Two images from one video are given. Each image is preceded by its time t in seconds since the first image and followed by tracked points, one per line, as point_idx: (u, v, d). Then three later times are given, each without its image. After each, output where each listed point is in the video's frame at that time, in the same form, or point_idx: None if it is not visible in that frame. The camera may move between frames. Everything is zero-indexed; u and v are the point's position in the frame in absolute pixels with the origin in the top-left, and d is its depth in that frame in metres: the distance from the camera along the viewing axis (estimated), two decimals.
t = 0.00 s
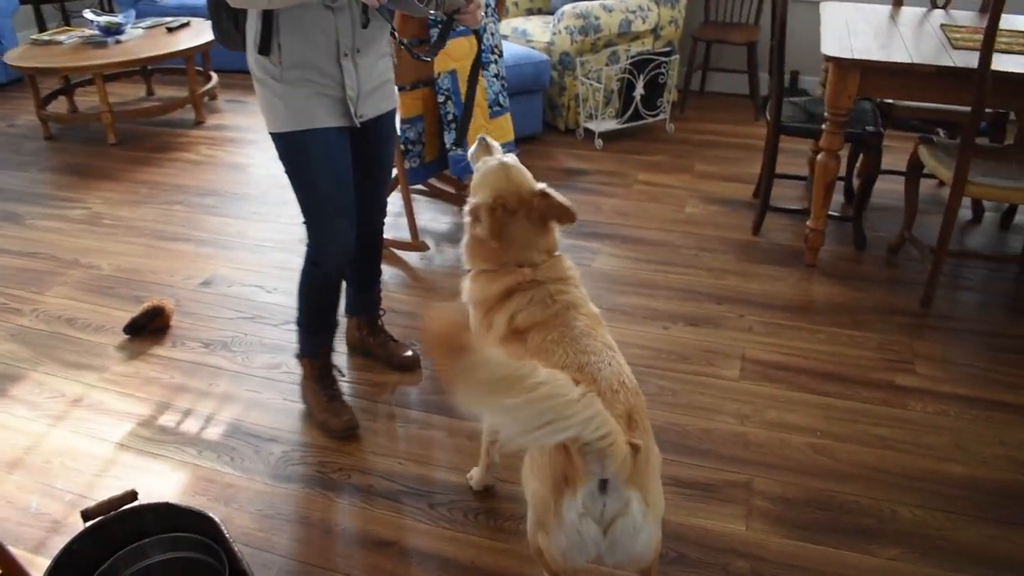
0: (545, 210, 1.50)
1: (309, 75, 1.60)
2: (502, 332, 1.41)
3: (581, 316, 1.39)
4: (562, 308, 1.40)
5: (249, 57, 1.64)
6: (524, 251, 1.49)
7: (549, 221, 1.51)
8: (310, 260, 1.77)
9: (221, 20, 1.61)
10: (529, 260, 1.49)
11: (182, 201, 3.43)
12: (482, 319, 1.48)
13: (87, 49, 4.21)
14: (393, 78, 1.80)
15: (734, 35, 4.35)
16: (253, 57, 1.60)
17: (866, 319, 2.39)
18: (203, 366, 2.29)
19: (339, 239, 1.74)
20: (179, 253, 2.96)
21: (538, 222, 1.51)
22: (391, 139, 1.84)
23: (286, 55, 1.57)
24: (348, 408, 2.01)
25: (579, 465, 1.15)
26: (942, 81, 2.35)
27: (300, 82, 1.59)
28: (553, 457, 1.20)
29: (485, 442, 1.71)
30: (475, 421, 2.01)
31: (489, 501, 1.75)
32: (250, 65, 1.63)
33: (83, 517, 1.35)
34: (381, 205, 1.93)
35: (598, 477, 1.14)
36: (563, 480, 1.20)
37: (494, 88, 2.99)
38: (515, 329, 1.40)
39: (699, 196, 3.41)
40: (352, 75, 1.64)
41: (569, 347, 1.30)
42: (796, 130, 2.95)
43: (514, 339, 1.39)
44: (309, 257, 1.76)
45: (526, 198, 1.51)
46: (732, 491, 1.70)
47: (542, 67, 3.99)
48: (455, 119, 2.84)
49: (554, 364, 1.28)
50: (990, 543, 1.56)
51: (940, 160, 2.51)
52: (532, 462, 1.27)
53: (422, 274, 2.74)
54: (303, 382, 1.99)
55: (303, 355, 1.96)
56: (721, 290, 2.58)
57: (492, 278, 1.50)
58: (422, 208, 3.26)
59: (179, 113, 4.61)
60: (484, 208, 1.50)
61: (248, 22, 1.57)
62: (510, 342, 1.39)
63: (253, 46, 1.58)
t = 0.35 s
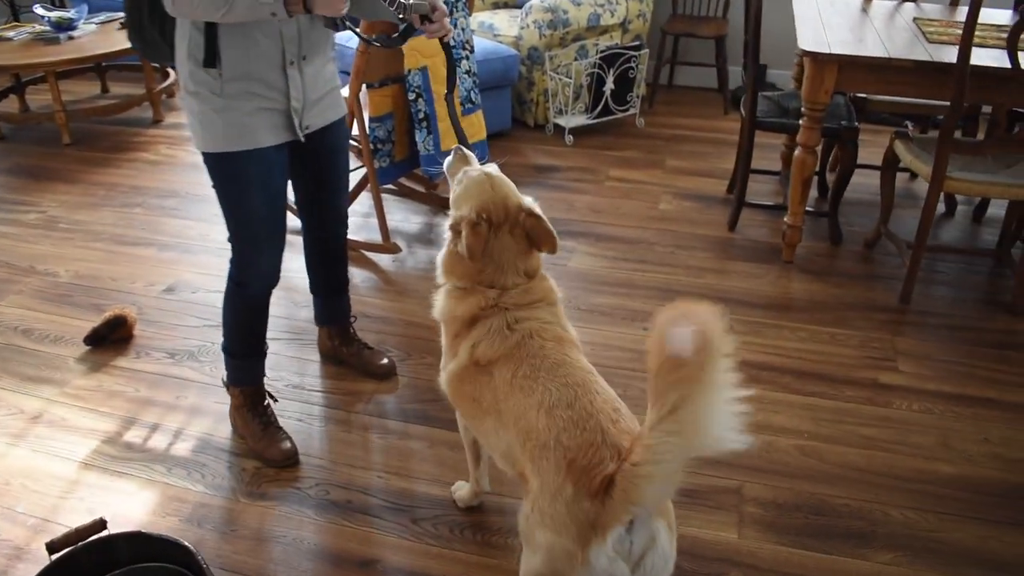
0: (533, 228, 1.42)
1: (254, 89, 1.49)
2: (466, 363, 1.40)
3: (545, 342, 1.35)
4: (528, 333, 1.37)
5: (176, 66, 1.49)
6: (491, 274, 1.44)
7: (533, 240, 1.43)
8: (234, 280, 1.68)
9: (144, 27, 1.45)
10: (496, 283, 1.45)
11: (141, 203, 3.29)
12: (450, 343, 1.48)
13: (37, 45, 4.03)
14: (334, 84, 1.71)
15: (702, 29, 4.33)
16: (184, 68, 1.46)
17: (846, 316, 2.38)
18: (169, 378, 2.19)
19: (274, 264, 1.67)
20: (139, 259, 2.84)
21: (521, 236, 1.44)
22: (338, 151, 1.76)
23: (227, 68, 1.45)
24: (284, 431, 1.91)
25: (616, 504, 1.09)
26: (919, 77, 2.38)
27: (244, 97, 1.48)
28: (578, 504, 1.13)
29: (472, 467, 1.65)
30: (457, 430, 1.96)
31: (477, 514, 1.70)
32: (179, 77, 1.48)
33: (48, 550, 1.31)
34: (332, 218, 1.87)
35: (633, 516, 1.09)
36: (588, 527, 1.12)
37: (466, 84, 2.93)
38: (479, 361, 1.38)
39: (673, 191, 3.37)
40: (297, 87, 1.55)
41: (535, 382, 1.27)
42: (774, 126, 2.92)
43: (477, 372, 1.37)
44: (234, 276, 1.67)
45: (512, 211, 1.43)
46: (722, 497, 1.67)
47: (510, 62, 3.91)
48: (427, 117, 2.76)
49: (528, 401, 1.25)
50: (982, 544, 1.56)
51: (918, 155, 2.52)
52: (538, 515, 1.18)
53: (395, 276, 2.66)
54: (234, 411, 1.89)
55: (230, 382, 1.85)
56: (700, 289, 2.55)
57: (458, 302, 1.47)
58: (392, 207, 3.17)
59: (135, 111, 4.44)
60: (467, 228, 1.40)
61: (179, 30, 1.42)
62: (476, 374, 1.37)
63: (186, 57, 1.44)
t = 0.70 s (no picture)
0: (559, 211, 1.59)
1: (200, 99, 1.41)
2: (509, 347, 1.40)
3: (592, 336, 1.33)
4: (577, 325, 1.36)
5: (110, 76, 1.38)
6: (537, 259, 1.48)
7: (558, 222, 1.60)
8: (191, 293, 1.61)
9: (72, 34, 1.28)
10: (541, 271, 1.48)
11: (129, 198, 3.23)
12: (490, 333, 1.47)
13: (18, 37, 3.94)
14: (283, 89, 1.64)
15: (694, 18, 4.30)
16: (122, 79, 1.36)
17: (847, 307, 2.37)
18: (161, 377, 2.15)
19: (229, 274, 1.60)
20: (128, 255, 2.78)
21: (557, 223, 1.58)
22: (299, 159, 1.69)
23: (174, 78, 1.37)
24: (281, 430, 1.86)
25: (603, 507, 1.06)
26: (918, 65, 2.37)
27: (190, 108, 1.40)
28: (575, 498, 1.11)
29: (478, 457, 1.61)
30: (457, 426, 1.93)
31: (481, 513, 1.67)
32: (116, 87, 1.38)
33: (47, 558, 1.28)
34: (302, 229, 1.79)
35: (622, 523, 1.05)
36: (583, 522, 1.11)
37: (460, 74, 2.89)
38: (525, 347, 1.37)
39: (668, 182, 3.34)
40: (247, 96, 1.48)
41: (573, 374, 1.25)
42: (771, 116, 2.89)
43: (524, 357, 1.37)
44: (191, 289, 1.60)
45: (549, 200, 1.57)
46: (729, 492, 1.66)
47: (501, 53, 3.85)
48: (421, 108, 2.72)
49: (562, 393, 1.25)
50: (989, 537, 1.55)
51: (917, 144, 2.52)
52: (546, 502, 1.18)
53: (389, 270, 2.62)
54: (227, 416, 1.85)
55: (218, 390, 1.79)
56: (699, 280, 2.53)
57: (505, 289, 1.48)
58: (384, 200, 3.12)
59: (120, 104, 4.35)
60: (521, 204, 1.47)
61: (117, 39, 1.32)
62: (519, 360, 1.37)
63: (125, 67, 1.34)
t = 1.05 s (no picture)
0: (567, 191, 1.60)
1: (210, 93, 1.40)
2: (548, 334, 1.40)
3: (635, 330, 1.36)
4: (618, 317, 1.37)
5: (116, 71, 1.36)
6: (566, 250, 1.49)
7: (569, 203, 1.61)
8: (202, 285, 1.61)
9: (73, 32, 1.25)
10: (574, 260, 1.49)
11: (139, 187, 3.23)
12: (523, 323, 1.46)
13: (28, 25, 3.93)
14: (286, 80, 1.62)
15: (706, 11, 4.26)
16: (132, 75, 1.34)
17: (860, 304, 2.36)
18: (172, 366, 2.15)
19: (239, 266, 1.60)
20: (138, 244, 2.78)
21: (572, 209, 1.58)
22: (305, 150, 1.66)
23: (186, 73, 1.36)
24: (292, 421, 1.86)
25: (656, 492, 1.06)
26: (933, 60, 2.34)
27: (200, 103, 1.39)
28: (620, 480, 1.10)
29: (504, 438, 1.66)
30: (468, 419, 1.92)
31: (490, 505, 1.67)
32: (124, 83, 1.36)
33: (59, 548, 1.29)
34: (306, 224, 1.74)
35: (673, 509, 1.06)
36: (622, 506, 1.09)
37: (473, 65, 2.87)
38: (565, 333, 1.38)
39: (680, 176, 3.32)
40: (257, 88, 1.46)
41: (617, 365, 1.28)
42: (785, 110, 2.87)
43: (562, 345, 1.37)
44: (202, 281, 1.60)
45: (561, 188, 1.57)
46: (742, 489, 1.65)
47: (512, 44, 3.83)
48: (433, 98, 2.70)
49: (606, 383, 1.27)
50: (1004, 537, 1.54)
51: (933, 140, 2.49)
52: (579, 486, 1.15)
53: (400, 262, 2.61)
54: (240, 406, 1.85)
55: (229, 380, 1.79)
56: (711, 275, 2.52)
57: (539, 278, 1.47)
58: (394, 191, 3.12)
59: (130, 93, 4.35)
60: (546, 204, 1.46)
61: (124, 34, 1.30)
62: (557, 347, 1.38)
63: (136, 63, 1.33)
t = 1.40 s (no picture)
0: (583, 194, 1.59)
1: (238, 89, 1.41)
2: (577, 331, 1.39)
3: (667, 317, 1.35)
4: (648, 309, 1.36)
5: (145, 67, 1.37)
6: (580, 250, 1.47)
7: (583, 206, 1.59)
8: (229, 279, 1.63)
9: (103, 26, 1.28)
10: (595, 257, 1.48)
11: (167, 180, 3.27)
12: (547, 323, 1.46)
13: (62, 19, 3.99)
14: (313, 76, 1.63)
15: (735, 8, 4.22)
16: (161, 70, 1.35)
17: (888, 305, 2.32)
18: (197, 358, 2.17)
19: (264, 261, 1.61)
20: (165, 236, 2.82)
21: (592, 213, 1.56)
22: (330, 145, 1.66)
23: (214, 69, 1.37)
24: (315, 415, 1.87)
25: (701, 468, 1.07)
26: (963, 59, 2.30)
27: (228, 98, 1.40)
28: (665, 460, 1.11)
29: (536, 458, 1.60)
30: (490, 415, 1.92)
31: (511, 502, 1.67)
32: (153, 78, 1.37)
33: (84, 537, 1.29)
34: (330, 219, 1.75)
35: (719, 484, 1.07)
36: (666, 486, 1.11)
37: (499, 62, 2.87)
38: (595, 328, 1.37)
39: (705, 174, 3.29)
40: (284, 83, 1.47)
41: (653, 351, 1.26)
42: (813, 109, 2.83)
43: (594, 338, 1.36)
44: (229, 275, 1.61)
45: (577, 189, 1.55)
46: (765, 490, 1.63)
47: (539, 40, 3.82)
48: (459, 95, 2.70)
49: (649, 364, 1.24)
50: None
51: (965, 141, 2.45)
52: (627, 469, 1.17)
53: (423, 257, 2.62)
54: (264, 399, 1.86)
55: (255, 374, 1.81)
56: (736, 275, 2.49)
57: (562, 278, 1.47)
58: (419, 187, 3.12)
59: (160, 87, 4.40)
60: (561, 205, 1.45)
61: (153, 30, 1.31)
62: (587, 341, 1.36)
63: (165, 59, 1.34)
